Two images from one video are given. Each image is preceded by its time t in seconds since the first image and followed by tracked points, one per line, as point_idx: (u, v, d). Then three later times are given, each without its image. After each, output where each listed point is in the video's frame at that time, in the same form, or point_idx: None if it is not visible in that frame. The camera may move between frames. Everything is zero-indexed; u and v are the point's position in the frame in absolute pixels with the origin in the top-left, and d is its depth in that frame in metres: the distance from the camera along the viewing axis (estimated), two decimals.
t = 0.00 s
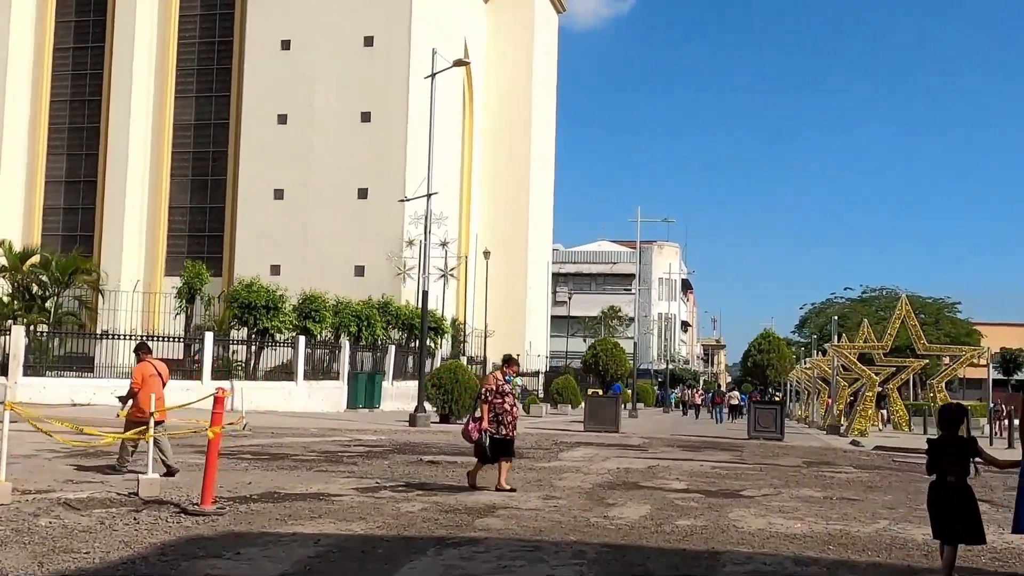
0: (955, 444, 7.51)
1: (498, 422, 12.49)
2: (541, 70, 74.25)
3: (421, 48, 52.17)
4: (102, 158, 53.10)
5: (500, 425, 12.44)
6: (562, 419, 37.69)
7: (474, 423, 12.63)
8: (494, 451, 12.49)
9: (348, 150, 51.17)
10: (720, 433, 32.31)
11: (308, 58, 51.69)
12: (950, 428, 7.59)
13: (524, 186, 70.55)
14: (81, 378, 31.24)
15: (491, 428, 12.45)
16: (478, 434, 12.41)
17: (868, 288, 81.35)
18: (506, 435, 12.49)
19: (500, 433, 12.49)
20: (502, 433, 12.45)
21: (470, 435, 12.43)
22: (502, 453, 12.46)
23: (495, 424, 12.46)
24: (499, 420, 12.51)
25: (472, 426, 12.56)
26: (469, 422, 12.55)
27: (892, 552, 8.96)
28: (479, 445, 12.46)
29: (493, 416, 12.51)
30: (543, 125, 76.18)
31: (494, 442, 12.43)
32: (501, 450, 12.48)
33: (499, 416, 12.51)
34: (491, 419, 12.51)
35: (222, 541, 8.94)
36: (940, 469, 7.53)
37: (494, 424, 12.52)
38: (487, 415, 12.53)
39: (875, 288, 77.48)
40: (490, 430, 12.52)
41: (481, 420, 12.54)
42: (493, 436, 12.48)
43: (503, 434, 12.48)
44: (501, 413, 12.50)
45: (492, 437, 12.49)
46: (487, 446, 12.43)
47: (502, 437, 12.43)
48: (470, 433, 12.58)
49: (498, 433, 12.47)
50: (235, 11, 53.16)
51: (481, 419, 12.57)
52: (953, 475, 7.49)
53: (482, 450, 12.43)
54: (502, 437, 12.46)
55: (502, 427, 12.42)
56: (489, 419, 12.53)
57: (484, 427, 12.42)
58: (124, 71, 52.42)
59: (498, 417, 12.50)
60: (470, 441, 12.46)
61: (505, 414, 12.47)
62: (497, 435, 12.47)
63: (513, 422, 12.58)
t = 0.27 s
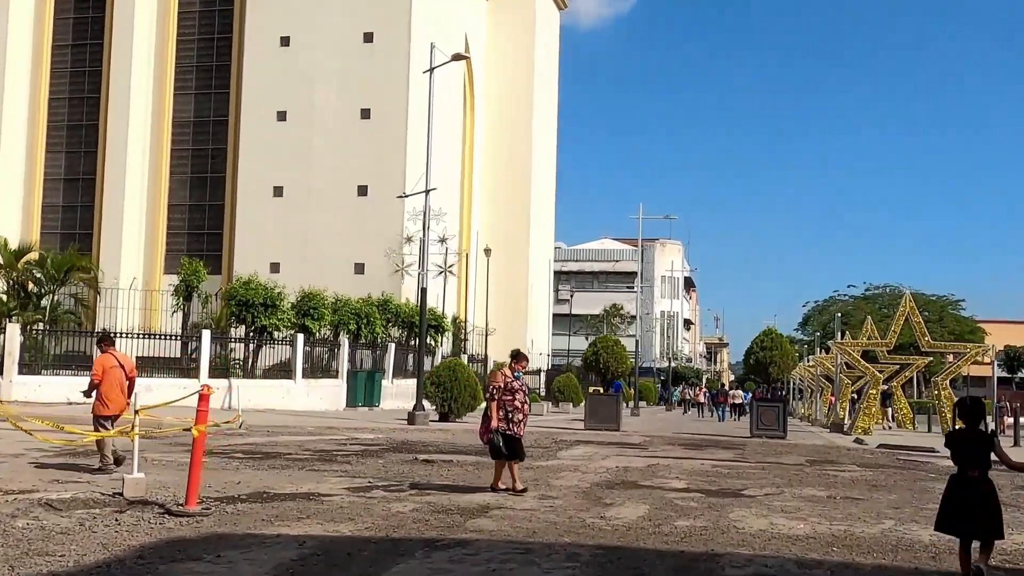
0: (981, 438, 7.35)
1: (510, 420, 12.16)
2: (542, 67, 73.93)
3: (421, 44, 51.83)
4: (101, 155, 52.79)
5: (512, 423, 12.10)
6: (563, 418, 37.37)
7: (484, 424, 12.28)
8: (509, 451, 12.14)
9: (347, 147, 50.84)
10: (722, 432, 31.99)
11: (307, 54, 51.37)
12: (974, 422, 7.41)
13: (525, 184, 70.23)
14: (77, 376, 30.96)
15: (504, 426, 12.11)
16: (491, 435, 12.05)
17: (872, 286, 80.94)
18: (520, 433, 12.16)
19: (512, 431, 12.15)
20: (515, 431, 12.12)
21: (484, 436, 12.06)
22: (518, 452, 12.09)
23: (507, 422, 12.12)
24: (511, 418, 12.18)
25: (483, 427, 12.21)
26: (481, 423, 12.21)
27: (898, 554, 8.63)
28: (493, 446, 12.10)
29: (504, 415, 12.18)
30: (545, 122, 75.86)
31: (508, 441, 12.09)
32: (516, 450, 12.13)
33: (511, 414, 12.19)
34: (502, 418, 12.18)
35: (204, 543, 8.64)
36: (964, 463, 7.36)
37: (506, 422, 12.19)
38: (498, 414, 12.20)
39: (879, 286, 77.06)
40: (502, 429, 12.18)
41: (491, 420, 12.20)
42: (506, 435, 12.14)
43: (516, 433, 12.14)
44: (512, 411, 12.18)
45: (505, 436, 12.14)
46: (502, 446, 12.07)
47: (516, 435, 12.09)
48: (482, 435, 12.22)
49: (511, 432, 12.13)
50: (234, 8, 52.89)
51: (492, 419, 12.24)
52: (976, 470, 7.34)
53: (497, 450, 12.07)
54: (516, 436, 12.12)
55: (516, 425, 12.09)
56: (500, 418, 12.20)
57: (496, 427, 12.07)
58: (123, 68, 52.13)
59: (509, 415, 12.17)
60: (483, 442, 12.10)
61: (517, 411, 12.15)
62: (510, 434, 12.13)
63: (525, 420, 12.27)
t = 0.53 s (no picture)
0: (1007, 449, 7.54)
1: (528, 427, 11.73)
2: (546, 66, 73.67)
3: (424, 42, 51.58)
4: (103, 154, 52.59)
5: (531, 430, 11.68)
6: (567, 417, 37.13)
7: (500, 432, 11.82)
8: (527, 459, 11.72)
9: (350, 145, 50.60)
10: (727, 431, 31.70)
11: (309, 53, 51.15)
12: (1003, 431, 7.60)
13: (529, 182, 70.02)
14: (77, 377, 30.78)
15: (521, 435, 11.67)
16: (509, 444, 11.63)
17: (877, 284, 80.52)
18: (539, 440, 11.73)
19: (531, 438, 11.72)
20: (534, 439, 11.68)
21: (502, 446, 11.61)
22: (537, 461, 11.67)
23: (526, 430, 11.69)
24: (529, 425, 11.74)
25: (499, 435, 11.75)
26: (497, 431, 11.74)
27: (907, 562, 8.34)
28: (511, 454, 11.66)
29: (522, 422, 11.73)
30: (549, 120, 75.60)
31: (527, 449, 11.66)
32: (535, 458, 11.70)
33: (529, 421, 11.76)
34: (520, 425, 11.73)
35: (192, 551, 8.38)
36: (990, 472, 7.55)
37: (524, 429, 11.74)
38: (515, 421, 11.74)
39: (885, 283, 76.62)
40: (520, 436, 11.74)
41: (508, 428, 11.74)
42: (524, 442, 11.71)
43: (535, 440, 11.71)
44: (530, 417, 11.73)
45: (522, 444, 11.72)
46: (520, 455, 11.65)
47: (535, 443, 11.66)
48: (498, 443, 11.76)
49: (529, 439, 11.70)
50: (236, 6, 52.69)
51: (509, 426, 11.77)
52: (1000, 480, 7.51)
53: (515, 459, 11.64)
54: (535, 444, 11.69)
55: (535, 433, 11.66)
56: (518, 425, 11.74)
57: (514, 435, 11.63)
58: (125, 67, 51.94)
59: (527, 422, 11.73)
60: (501, 451, 11.64)
61: (535, 417, 11.71)
62: (529, 442, 11.70)
63: (543, 425, 11.85)
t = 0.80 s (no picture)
0: None
1: (541, 424, 11.09)
2: (545, 62, 73.32)
3: (422, 37, 51.20)
4: (99, 150, 52.24)
5: (545, 428, 11.05)
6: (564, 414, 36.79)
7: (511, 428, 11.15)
8: (539, 457, 11.08)
9: (348, 141, 50.20)
10: (726, 429, 31.37)
11: (307, 48, 50.77)
12: None
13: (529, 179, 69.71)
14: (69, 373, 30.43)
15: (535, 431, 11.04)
16: (521, 440, 10.97)
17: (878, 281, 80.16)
18: (553, 437, 11.11)
19: (544, 435, 11.09)
20: (548, 436, 11.06)
21: (514, 443, 10.95)
22: (551, 458, 11.05)
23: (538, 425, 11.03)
24: (542, 422, 11.10)
25: (511, 431, 11.08)
26: (508, 428, 11.07)
27: (912, 563, 7.99)
28: (523, 452, 11.02)
29: (535, 418, 11.10)
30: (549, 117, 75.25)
31: (540, 447, 11.03)
32: (549, 456, 11.08)
33: (543, 417, 11.11)
34: (532, 422, 11.09)
35: (166, 551, 8.06)
36: None
37: (537, 426, 11.11)
38: (528, 418, 11.10)
39: (886, 281, 76.27)
40: (532, 433, 11.11)
41: (521, 424, 11.08)
42: (537, 439, 11.08)
43: (549, 437, 11.08)
44: (543, 414, 11.10)
45: (535, 441, 11.08)
46: (532, 453, 11.01)
47: (550, 441, 11.04)
48: (509, 439, 11.09)
49: (543, 437, 11.07)
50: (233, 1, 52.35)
51: (521, 422, 11.11)
52: None
53: (528, 457, 10.99)
54: (549, 441, 11.07)
55: (549, 430, 11.04)
56: (530, 422, 11.10)
57: (527, 432, 10.98)
58: (121, 62, 51.58)
59: (540, 419, 11.10)
60: (513, 449, 10.98)
61: (549, 414, 11.09)
62: (542, 439, 11.07)
63: (557, 422, 11.18)
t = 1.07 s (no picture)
0: None
1: (556, 429, 10.50)
2: (542, 59, 73.05)
3: (417, 35, 50.93)
4: (92, 150, 51.89)
5: (559, 433, 10.46)
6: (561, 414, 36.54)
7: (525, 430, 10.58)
8: (551, 462, 10.55)
9: (343, 140, 49.88)
10: (724, 428, 31.13)
11: (302, 46, 50.43)
12: None
13: (525, 177, 69.45)
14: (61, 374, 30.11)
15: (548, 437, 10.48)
16: (534, 446, 10.42)
17: (876, 278, 79.93)
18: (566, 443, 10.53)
19: (557, 441, 10.51)
20: (561, 442, 10.48)
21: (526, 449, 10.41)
22: (563, 465, 10.52)
23: (553, 432, 10.45)
24: (557, 427, 10.50)
25: (524, 434, 10.52)
26: (521, 430, 10.50)
27: (915, 571, 7.70)
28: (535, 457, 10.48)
29: (550, 423, 10.50)
30: (545, 115, 74.98)
31: (552, 453, 10.48)
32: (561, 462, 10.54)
33: (558, 422, 10.51)
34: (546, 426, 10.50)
35: (142, 561, 7.77)
36: None
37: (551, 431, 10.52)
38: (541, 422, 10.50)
39: (884, 278, 76.04)
40: (545, 437, 10.53)
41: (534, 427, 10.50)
42: (549, 445, 10.52)
43: (562, 443, 10.51)
44: (558, 420, 10.48)
45: (548, 446, 10.53)
46: (544, 459, 10.47)
47: (563, 447, 10.49)
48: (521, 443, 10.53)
49: (556, 443, 10.51)
50: None
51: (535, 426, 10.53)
52: None
53: (539, 463, 10.46)
54: (562, 447, 10.51)
55: (563, 437, 10.46)
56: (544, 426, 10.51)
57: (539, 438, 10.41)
58: (114, 61, 51.25)
59: (555, 423, 10.50)
60: (524, 454, 10.45)
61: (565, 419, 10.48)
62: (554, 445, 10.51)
63: (574, 427, 10.59)
